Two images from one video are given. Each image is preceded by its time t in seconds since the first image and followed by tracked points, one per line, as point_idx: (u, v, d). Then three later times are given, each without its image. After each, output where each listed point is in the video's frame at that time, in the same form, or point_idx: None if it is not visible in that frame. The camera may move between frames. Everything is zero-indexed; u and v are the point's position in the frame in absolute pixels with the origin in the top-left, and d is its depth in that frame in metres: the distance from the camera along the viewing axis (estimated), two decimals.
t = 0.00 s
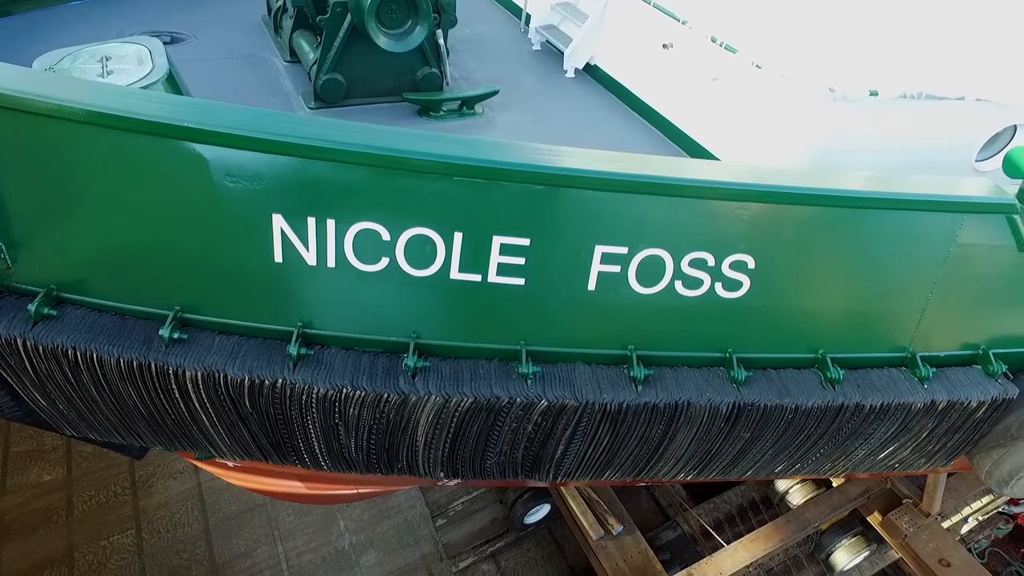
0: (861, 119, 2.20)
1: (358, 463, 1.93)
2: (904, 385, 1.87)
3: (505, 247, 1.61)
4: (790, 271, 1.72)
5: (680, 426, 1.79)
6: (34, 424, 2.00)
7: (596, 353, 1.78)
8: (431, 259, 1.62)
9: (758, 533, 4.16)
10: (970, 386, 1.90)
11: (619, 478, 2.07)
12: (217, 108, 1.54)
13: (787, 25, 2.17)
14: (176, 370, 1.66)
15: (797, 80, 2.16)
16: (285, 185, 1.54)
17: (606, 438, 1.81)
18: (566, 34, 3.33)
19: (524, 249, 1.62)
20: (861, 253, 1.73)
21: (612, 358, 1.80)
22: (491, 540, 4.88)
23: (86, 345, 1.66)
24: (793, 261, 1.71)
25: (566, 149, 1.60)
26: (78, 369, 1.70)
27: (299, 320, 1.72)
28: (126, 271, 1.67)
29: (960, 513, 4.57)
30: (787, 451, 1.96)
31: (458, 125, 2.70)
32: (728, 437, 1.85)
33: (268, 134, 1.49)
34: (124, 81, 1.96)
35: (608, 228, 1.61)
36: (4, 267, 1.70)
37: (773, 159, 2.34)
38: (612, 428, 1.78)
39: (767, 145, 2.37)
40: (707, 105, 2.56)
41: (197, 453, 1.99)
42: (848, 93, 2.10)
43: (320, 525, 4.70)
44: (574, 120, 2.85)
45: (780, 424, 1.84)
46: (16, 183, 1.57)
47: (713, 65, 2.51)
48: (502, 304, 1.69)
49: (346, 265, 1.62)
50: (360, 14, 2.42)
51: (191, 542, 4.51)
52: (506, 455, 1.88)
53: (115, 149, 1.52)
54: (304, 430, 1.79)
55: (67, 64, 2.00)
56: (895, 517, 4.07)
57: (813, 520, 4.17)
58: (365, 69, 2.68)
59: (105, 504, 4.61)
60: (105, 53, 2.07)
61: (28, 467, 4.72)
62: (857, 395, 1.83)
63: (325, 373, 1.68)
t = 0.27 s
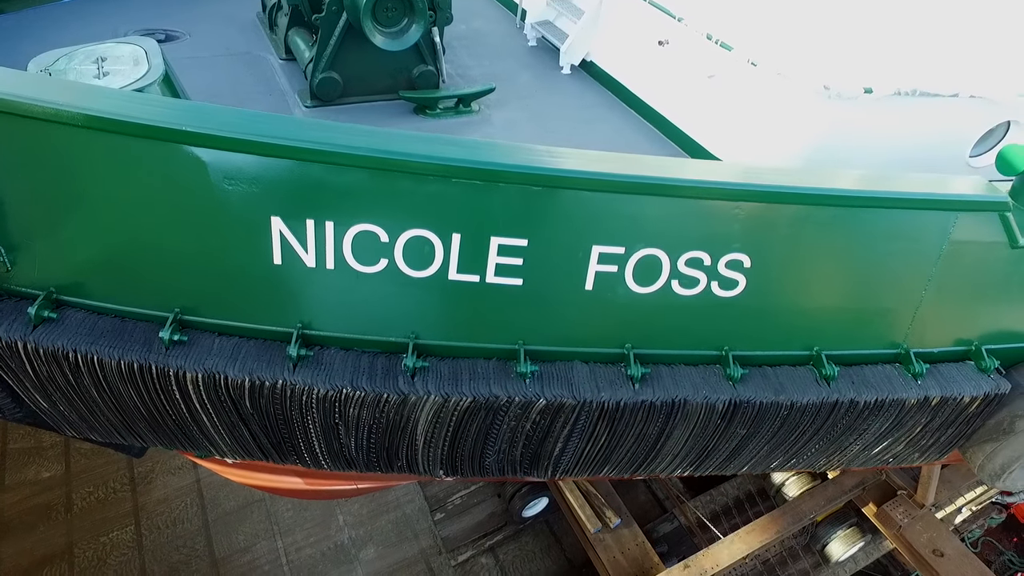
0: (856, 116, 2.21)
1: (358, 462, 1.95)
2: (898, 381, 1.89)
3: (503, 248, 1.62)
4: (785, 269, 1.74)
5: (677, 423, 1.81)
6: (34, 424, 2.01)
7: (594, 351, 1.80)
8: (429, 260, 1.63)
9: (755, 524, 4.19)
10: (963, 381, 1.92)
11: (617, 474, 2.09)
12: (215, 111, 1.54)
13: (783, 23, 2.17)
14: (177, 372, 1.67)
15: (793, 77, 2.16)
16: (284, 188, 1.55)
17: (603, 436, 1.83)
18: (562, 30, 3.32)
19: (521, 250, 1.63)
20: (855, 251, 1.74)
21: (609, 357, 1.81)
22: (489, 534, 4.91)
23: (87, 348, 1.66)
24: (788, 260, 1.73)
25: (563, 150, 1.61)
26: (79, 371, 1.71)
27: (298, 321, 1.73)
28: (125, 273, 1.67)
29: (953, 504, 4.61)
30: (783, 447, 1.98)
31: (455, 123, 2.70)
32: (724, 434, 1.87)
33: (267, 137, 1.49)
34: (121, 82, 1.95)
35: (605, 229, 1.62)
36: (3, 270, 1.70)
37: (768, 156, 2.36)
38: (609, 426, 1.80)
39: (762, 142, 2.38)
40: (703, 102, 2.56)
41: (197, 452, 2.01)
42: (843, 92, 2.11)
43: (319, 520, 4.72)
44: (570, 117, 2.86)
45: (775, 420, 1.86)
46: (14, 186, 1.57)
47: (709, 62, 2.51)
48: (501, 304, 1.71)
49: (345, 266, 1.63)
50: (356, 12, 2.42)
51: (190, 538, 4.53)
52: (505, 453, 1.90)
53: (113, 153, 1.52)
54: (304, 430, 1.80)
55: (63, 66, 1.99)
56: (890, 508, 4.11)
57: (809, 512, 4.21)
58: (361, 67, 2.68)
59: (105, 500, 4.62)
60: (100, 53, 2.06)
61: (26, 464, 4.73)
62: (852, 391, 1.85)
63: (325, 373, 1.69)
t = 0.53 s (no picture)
0: (845, 117, 2.22)
1: (354, 466, 1.96)
2: (887, 380, 1.92)
3: (497, 252, 1.64)
4: (776, 271, 1.76)
5: (670, 423, 1.83)
6: (30, 432, 2.01)
7: (587, 353, 1.81)
8: (424, 265, 1.64)
9: (749, 519, 4.23)
10: (951, 379, 1.95)
11: (612, 475, 2.10)
12: (209, 119, 1.55)
13: (771, 25, 2.19)
14: (173, 380, 1.68)
15: (781, 78, 2.18)
16: (278, 195, 1.55)
17: (598, 437, 1.85)
18: (553, 30, 3.33)
19: (515, 254, 1.64)
20: (845, 252, 1.77)
21: (602, 359, 1.83)
22: (486, 533, 4.92)
23: (82, 357, 1.67)
24: (778, 261, 1.74)
25: (556, 155, 1.62)
26: (75, 379, 1.71)
27: (293, 327, 1.73)
28: (120, 281, 1.68)
29: (945, 496, 4.66)
30: (775, 445, 2.00)
31: (447, 125, 2.71)
32: (716, 434, 1.89)
33: (260, 145, 1.50)
34: (113, 89, 1.95)
35: (597, 232, 1.63)
36: None
37: (760, 156, 2.38)
38: (603, 427, 1.81)
39: (753, 143, 2.40)
40: (694, 102, 2.58)
41: (194, 458, 2.01)
42: (832, 92, 2.13)
43: (315, 521, 4.73)
44: (562, 118, 2.87)
45: (767, 419, 1.88)
46: (7, 196, 1.58)
47: (700, 63, 2.52)
48: (495, 308, 1.72)
49: (340, 272, 1.64)
50: (347, 15, 2.43)
51: (186, 540, 4.53)
52: (500, 455, 1.91)
53: (107, 162, 1.52)
54: (300, 435, 1.81)
55: (53, 73, 1.99)
56: (882, 502, 4.15)
57: (802, 506, 4.24)
58: (353, 70, 2.68)
59: (99, 504, 4.61)
60: (91, 59, 2.06)
61: (20, 468, 4.72)
62: (842, 390, 1.87)
63: (321, 379, 1.70)
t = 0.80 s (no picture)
0: (832, 120, 2.25)
1: (350, 473, 1.97)
2: (876, 381, 1.95)
3: (490, 260, 1.65)
4: (766, 275, 1.78)
5: (663, 426, 1.85)
6: (25, 443, 2.02)
7: (580, 358, 1.83)
8: (417, 274, 1.65)
9: (744, 518, 4.26)
10: (939, 379, 1.98)
11: (606, 477, 2.12)
12: (202, 131, 1.56)
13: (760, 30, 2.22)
14: (168, 391, 1.69)
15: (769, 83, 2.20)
16: (272, 206, 1.56)
17: (592, 441, 1.86)
18: (543, 35, 3.35)
19: (508, 262, 1.66)
20: (833, 256, 1.79)
21: (595, 364, 1.85)
22: (482, 534, 4.94)
23: (77, 369, 1.68)
24: (767, 266, 1.76)
25: (547, 164, 1.64)
26: (70, 391, 1.72)
27: (288, 337, 1.74)
28: (114, 292, 1.68)
29: (937, 492, 4.71)
30: (767, 447, 2.02)
31: (439, 131, 2.73)
32: (709, 436, 1.91)
33: (253, 157, 1.50)
34: (105, 99, 1.95)
35: (589, 240, 1.65)
36: None
37: (749, 160, 2.40)
38: (597, 431, 1.83)
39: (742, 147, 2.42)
40: (683, 106, 2.60)
41: (190, 467, 2.02)
42: (820, 96, 2.15)
43: (311, 525, 4.74)
44: (554, 123, 2.89)
45: (758, 421, 1.90)
46: None
47: (689, 68, 2.56)
48: (488, 315, 1.73)
49: (333, 282, 1.65)
50: (338, 23, 2.44)
51: (182, 547, 4.52)
52: (496, 460, 1.93)
53: (99, 176, 1.53)
54: (295, 444, 1.82)
55: (44, 84, 1.99)
56: (875, 499, 4.19)
57: (796, 504, 4.27)
58: (345, 77, 2.69)
59: (94, 511, 4.60)
60: (82, 70, 2.06)
61: (13, 476, 4.70)
62: (832, 392, 1.90)
63: (316, 388, 1.71)
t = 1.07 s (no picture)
0: (819, 123, 2.28)
1: (345, 479, 1.98)
2: (865, 381, 1.97)
3: (482, 267, 1.66)
4: (755, 278, 1.80)
5: (656, 429, 1.87)
6: (19, 454, 2.01)
7: (573, 363, 1.84)
8: (410, 281, 1.66)
9: (738, 516, 4.28)
10: (927, 378, 2.01)
11: (600, 480, 2.13)
12: (193, 142, 1.56)
13: (747, 33, 2.23)
14: (162, 401, 1.69)
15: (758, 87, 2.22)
16: (265, 216, 1.57)
17: (585, 445, 1.88)
18: (534, 39, 3.35)
19: (500, 268, 1.67)
20: (822, 257, 1.81)
21: (588, 368, 1.86)
22: (478, 536, 4.95)
23: (70, 380, 1.68)
24: (757, 269, 1.79)
25: (539, 170, 1.65)
26: (64, 402, 1.72)
27: (282, 345, 1.75)
28: (107, 303, 1.69)
29: (928, 487, 4.75)
30: (759, 448, 2.04)
31: (431, 136, 2.74)
32: (701, 438, 1.93)
33: (245, 167, 1.51)
34: (95, 109, 1.95)
35: (581, 245, 1.67)
36: None
37: (739, 163, 2.43)
38: (590, 434, 1.85)
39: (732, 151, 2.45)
40: (673, 109, 2.62)
41: (185, 476, 2.02)
42: (807, 100, 2.18)
43: (307, 530, 4.74)
44: (545, 127, 2.91)
45: (750, 423, 1.92)
46: None
47: (678, 71, 2.58)
48: (482, 321, 1.75)
49: (327, 290, 1.66)
50: (329, 31, 2.44)
51: (176, 553, 4.51)
52: (490, 464, 1.94)
53: (91, 188, 1.53)
54: (291, 451, 1.83)
55: (35, 94, 1.99)
56: (867, 495, 4.21)
57: (789, 502, 4.29)
58: (336, 83, 2.70)
59: (87, 519, 4.58)
60: (72, 80, 2.06)
61: (5, 485, 4.67)
62: (822, 392, 1.92)
63: (311, 396, 1.72)
